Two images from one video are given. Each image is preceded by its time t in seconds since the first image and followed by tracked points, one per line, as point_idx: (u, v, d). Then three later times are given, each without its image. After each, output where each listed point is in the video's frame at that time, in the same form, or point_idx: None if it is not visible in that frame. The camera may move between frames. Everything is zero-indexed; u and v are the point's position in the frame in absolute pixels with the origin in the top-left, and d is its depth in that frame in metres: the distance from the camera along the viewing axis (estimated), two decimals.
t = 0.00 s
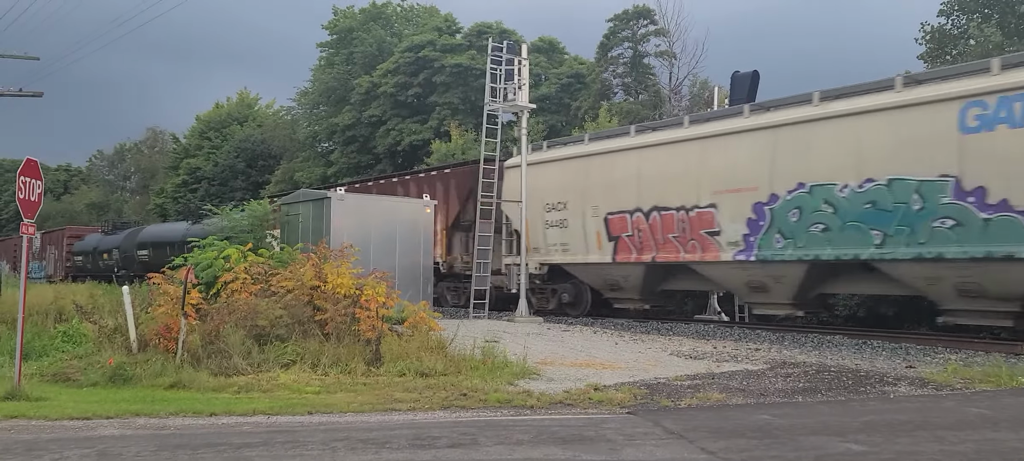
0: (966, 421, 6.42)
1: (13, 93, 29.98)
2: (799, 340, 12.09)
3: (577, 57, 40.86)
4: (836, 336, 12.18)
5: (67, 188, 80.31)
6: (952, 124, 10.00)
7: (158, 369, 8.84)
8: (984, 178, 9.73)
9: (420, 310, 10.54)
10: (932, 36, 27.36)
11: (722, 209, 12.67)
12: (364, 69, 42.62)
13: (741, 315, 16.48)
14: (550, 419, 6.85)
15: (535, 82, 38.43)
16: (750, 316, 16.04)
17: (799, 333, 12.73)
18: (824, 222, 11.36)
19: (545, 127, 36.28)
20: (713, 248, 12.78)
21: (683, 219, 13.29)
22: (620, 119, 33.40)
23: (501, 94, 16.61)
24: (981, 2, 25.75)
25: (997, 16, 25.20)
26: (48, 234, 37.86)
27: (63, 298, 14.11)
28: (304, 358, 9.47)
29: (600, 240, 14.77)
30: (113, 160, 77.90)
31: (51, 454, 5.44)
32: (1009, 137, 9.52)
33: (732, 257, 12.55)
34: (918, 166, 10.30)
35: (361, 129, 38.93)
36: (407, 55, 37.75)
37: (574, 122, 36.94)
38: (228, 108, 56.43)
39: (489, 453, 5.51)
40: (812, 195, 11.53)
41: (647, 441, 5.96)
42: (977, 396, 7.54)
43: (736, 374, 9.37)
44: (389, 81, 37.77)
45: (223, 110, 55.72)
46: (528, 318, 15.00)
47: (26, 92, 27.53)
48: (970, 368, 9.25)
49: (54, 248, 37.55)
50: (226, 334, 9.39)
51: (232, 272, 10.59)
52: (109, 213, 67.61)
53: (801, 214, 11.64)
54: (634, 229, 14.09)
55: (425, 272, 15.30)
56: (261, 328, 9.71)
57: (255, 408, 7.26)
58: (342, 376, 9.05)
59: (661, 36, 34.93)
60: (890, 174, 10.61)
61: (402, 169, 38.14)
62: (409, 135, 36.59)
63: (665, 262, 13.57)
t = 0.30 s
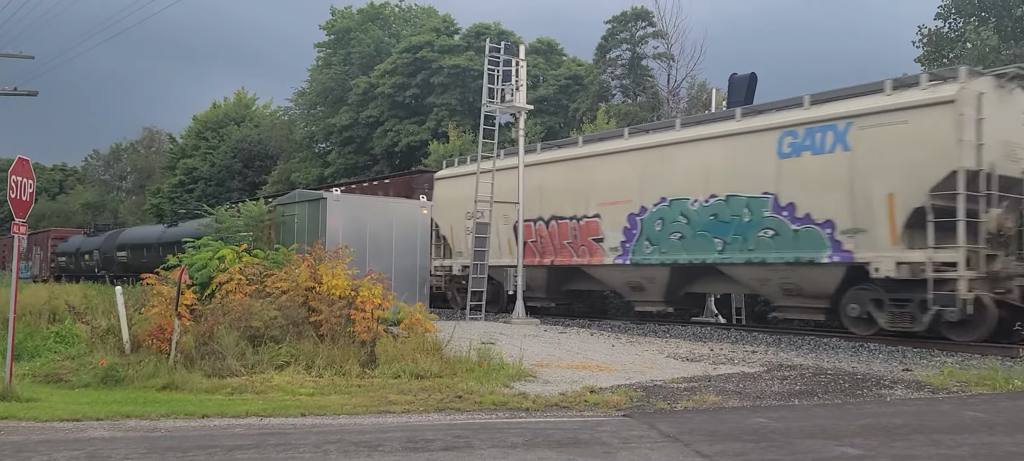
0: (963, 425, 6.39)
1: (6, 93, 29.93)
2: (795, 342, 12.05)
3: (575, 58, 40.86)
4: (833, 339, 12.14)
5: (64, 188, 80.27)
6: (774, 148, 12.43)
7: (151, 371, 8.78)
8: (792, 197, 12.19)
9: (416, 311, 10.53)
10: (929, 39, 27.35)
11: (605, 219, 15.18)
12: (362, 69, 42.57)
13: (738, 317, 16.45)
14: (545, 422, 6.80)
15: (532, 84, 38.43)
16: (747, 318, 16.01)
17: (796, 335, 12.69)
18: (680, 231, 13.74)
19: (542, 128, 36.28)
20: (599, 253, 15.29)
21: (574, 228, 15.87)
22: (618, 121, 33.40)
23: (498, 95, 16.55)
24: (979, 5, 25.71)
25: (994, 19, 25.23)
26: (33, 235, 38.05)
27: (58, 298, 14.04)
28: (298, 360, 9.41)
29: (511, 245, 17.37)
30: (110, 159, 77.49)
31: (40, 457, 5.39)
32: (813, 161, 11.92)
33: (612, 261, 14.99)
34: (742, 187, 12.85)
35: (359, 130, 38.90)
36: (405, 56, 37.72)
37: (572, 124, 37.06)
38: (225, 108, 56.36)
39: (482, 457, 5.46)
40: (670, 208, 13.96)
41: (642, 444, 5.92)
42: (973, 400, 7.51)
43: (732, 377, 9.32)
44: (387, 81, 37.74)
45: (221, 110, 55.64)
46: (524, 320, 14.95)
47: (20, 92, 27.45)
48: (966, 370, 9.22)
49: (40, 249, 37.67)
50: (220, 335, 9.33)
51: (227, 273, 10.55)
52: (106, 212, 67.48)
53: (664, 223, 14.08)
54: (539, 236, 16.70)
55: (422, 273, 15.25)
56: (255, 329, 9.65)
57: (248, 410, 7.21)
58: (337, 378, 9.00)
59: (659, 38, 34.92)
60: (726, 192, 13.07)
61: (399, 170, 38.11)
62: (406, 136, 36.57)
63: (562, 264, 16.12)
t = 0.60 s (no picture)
0: (950, 427, 6.40)
1: None
2: (785, 344, 12.07)
3: (568, 58, 40.87)
4: (823, 341, 12.17)
5: (52, 184, 79.88)
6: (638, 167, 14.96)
7: (137, 368, 8.74)
8: (652, 207, 14.68)
9: (406, 310, 10.49)
10: (920, 43, 27.41)
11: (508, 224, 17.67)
12: (354, 67, 42.48)
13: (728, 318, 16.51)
14: (534, 423, 6.77)
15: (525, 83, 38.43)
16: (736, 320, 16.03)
17: (786, 337, 12.72)
18: (566, 235, 16.32)
19: (535, 128, 36.30)
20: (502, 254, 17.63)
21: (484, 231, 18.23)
22: (611, 122, 33.42)
23: (491, 94, 16.51)
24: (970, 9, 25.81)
25: (985, 23, 25.36)
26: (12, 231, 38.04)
27: (45, 294, 13.93)
28: (286, 357, 9.36)
29: (432, 246, 19.58)
30: (99, 154, 76.93)
31: (22, 454, 5.34)
32: (667, 177, 14.44)
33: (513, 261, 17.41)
34: (614, 199, 15.34)
35: (350, 128, 38.80)
36: (397, 54, 37.65)
37: (564, 124, 37.15)
38: (216, 104, 56.12)
39: (470, 457, 5.43)
40: (559, 215, 16.55)
41: (631, 445, 5.91)
42: (962, 402, 7.53)
43: (722, 378, 9.32)
44: (379, 79, 37.65)
45: (211, 107, 55.41)
46: (515, 319, 14.94)
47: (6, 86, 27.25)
48: (955, 373, 9.25)
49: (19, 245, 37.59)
50: (208, 332, 9.27)
51: (216, 270, 10.48)
52: (95, 208, 67.13)
53: (554, 229, 16.65)
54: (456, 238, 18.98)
55: (412, 271, 15.20)
56: (243, 327, 9.60)
57: (235, 408, 7.16)
58: (325, 376, 8.95)
59: (652, 38, 34.93)
60: (601, 203, 15.62)
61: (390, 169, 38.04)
62: (398, 134, 36.49)
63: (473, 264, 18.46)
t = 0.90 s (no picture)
0: (940, 426, 6.43)
1: None
2: (776, 344, 12.09)
3: (559, 59, 40.91)
4: (814, 341, 12.19)
5: (41, 184, 79.55)
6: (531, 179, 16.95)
7: (126, 370, 8.69)
8: (543, 215, 16.66)
9: (397, 311, 10.45)
10: (910, 44, 27.49)
11: (429, 230, 19.51)
12: (345, 67, 42.42)
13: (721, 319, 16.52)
14: (525, 423, 6.76)
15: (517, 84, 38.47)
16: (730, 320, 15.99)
17: (777, 337, 12.75)
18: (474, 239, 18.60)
19: (527, 129, 36.34)
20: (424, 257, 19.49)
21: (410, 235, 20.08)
22: (602, 123, 33.47)
23: (482, 95, 16.49)
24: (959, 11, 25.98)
25: (974, 25, 25.52)
26: None
27: (33, 295, 13.84)
28: (277, 359, 9.33)
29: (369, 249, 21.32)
30: (88, 155, 76.52)
31: (9, 456, 5.29)
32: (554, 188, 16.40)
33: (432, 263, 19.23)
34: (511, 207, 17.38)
35: (341, 128, 38.75)
36: (388, 54, 37.60)
37: (556, 124, 37.22)
38: (207, 105, 55.97)
39: (461, 458, 5.42)
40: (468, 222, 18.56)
41: (622, 446, 5.91)
42: (952, 402, 7.54)
43: (713, 378, 9.33)
44: (370, 80, 37.60)
45: (202, 107, 55.24)
46: (507, 320, 14.92)
47: None
48: (945, 373, 9.27)
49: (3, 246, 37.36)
50: (197, 333, 9.23)
51: (206, 271, 10.44)
52: (85, 209, 66.86)
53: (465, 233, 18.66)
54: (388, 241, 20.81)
55: (404, 272, 15.15)
56: (233, 328, 9.56)
57: (225, 409, 7.12)
58: (316, 378, 8.92)
59: (644, 39, 34.98)
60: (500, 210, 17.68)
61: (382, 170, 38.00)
62: (389, 135, 36.45)
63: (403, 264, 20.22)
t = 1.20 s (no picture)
0: (931, 426, 6.44)
1: None
2: (768, 344, 12.12)
3: (552, 59, 40.92)
4: (805, 341, 12.21)
5: (31, 184, 79.21)
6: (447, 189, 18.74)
7: (117, 370, 8.66)
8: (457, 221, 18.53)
9: (389, 311, 10.42)
10: (901, 45, 27.62)
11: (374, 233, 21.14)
12: (337, 67, 42.34)
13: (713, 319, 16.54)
14: (518, 424, 6.75)
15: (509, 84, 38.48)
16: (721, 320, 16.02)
17: (768, 337, 12.77)
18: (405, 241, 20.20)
19: (519, 129, 36.35)
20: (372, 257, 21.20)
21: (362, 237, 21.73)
22: (595, 123, 33.55)
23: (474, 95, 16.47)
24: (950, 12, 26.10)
25: (965, 26, 25.62)
26: None
27: (23, 295, 13.77)
28: (268, 359, 9.30)
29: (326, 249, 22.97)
30: (79, 155, 76.13)
31: None
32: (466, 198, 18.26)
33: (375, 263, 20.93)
34: (430, 214, 19.18)
35: (333, 128, 38.70)
36: (381, 54, 37.54)
37: (548, 125, 37.25)
38: (198, 104, 55.80)
39: (453, 459, 5.41)
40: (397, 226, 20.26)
41: (614, 446, 5.91)
42: (942, 402, 7.58)
43: (705, 379, 9.35)
44: (362, 80, 37.54)
45: (193, 107, 55.07)
46: (499, 320, 14.91)
47: None
48: (936, 373, 9.30)
49: None
50: (188, 334, 9.20)
51: (197, 272, 10.40)
52: (75, 209, 66.66)
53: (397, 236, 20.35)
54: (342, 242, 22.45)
55: (395, 272, 15.13)
56: (225, 328, 9.52)
57: (216, 409, 7.10)
58: (307, 378, 8.89)
59: (636, 40, 35.00)
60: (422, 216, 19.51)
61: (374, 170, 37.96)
62: (382, 135, 36.40)
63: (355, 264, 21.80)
